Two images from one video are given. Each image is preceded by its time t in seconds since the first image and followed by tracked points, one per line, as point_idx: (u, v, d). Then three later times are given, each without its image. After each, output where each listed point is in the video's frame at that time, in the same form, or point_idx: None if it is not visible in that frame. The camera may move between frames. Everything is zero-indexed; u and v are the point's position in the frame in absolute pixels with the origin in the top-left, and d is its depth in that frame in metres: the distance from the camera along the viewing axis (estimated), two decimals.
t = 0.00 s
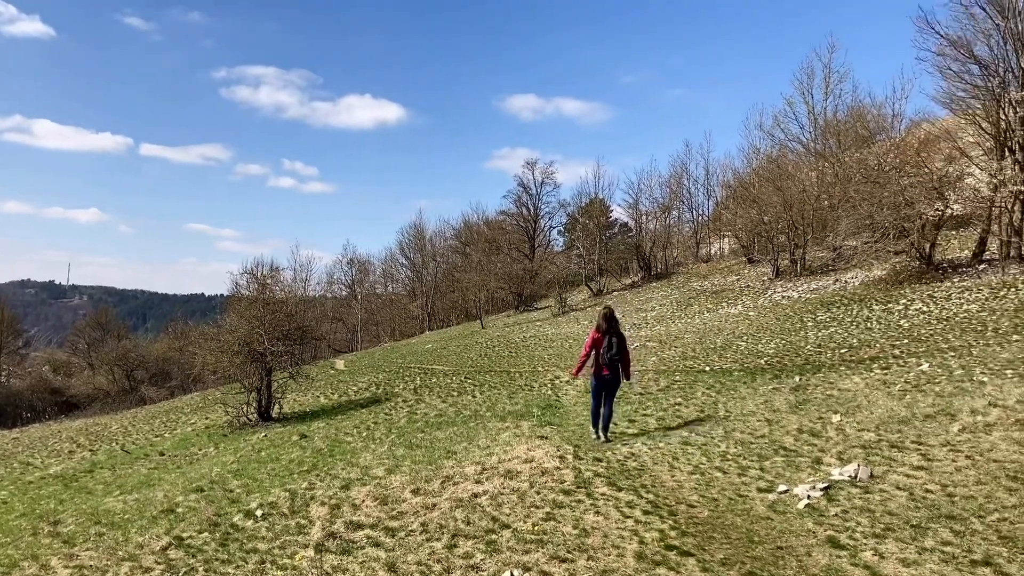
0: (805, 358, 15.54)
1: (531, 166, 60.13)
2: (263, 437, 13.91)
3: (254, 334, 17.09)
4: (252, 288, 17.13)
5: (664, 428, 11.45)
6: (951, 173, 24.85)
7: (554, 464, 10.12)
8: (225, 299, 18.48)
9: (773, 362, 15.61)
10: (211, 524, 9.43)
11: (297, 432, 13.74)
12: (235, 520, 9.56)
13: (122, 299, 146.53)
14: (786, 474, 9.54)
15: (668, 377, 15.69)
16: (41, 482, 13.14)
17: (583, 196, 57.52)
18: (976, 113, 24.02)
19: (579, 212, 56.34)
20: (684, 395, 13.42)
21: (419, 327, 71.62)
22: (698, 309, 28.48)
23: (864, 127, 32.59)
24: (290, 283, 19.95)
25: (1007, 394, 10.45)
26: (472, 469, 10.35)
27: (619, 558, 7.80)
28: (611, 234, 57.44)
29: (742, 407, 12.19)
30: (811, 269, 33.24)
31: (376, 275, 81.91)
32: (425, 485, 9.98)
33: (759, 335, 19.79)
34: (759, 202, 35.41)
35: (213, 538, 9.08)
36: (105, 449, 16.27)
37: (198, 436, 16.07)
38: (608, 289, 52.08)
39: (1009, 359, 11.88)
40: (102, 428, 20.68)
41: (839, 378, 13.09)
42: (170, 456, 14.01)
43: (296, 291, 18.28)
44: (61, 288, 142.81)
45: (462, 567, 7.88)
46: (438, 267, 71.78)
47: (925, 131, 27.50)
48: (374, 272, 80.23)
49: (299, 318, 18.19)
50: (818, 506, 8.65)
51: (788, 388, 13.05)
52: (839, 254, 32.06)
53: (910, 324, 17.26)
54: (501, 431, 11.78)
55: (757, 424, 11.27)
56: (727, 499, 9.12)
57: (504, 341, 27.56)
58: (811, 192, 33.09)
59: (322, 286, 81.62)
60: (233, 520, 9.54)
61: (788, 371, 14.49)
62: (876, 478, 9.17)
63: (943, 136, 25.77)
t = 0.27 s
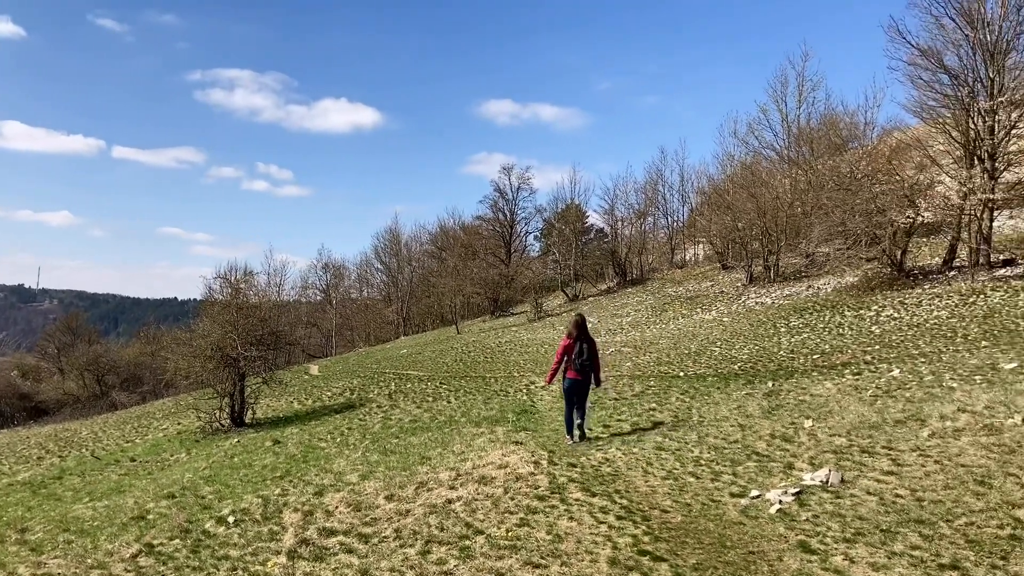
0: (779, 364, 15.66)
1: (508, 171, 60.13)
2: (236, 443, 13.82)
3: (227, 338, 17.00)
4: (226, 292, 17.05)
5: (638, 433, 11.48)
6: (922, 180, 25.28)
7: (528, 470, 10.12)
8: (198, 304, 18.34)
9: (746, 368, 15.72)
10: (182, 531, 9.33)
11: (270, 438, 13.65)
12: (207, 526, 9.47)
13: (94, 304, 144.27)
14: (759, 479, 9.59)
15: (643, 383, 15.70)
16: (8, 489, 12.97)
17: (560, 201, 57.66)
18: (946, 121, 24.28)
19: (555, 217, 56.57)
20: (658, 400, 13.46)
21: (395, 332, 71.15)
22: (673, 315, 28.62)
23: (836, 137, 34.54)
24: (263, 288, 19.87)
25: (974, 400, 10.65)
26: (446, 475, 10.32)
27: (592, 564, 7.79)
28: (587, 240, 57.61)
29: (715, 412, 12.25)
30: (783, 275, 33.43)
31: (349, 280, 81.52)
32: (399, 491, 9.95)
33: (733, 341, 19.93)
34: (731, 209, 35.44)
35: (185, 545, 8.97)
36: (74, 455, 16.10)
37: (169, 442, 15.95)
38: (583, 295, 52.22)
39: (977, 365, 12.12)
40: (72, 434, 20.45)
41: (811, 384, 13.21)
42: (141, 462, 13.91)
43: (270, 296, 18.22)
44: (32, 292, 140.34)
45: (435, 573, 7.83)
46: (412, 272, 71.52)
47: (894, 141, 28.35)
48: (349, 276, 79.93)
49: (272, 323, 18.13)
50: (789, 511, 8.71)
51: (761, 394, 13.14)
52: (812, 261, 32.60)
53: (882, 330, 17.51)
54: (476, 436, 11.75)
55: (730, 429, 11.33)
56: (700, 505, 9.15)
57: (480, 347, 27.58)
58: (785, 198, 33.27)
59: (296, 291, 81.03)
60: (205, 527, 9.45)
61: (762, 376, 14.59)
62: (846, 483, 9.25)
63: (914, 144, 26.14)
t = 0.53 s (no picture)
0: (751, 370, 15.78)
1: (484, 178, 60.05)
2: (208, 450, 13.76)
3: (200, 344, 16.98)
4: (198, 297, 17.02)
5: (611, 439, 11.51)
6: (892, 189, 25.85)
7: (502, 476, 10.11)
8: (170, 310, 18.24)
9: (719, 374, 15.82)
10: (152, 539, 9.22)
11: (243, 445, 13.60)
12: (177, 534, 9.37)
13: (63, 309, 142.09)
14: (730, 485, 9.64)
15: (617, 389, 15.70)
16: None
17: (535, 208, 57.75)
18: (915, 132, 24.68)
19: (530, 224, 56.85)
20: (632, 406, 13.50)
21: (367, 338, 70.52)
22: (647, 321, 28.78)
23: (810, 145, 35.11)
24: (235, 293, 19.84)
25: (942, 406, 10.85)
26: (419, 482, 10.28)
27: (564, 572, 7.77)
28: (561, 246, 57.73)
29: (688, 418, 12.31)
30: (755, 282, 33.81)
31: (322, 285, 80.95)
32: (372, 499, 9.90)
33: (706, 347, 20.08)
34: (706, 216, 35.84)
35: (154, 553, 8.86)
36: (42, 463, 15.96)
37: (140, 449, 15.88)
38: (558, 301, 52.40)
39: (946, 373, 12.36)
40: (39, 441, 20.18)
41: (783, 391, 13.33)
42: (111, 470, 13.83)
43: (243, 302, 18.24)
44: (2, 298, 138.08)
45: None
46: (386, 278, 71.16)
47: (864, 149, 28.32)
48: (321, 283, 79.33)
49: (245, 329, 18.15)
50: (760, 518, 8.75)
51: (734, 400, 13.21)
52: (784, 268, 33.33)
53: (853, 337, 17.74)
54: (449, 443, 11.73)
55: (703, 435, 11.39)
56: (672, 511, 9.17)
57: (454, 353, 27.59)
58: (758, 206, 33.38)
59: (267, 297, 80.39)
60: (175, 535, 9.35)
61: (734, 383, 14.68)
62: (817, 489, 9.32)
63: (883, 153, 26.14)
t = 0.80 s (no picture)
0: (724, 377, 15.88)
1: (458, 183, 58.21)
2: (179, 457, 13.68)
3: (171, 350, 16.93)
4: (169, 303, 16.97)
5: (585, 446, 11.54)
6: (862, 198, 26.18)
7: (475, 483, 10.10)
8: (140, 315, 18.12)
9: (692, 381, 15.90)
10: (120, 548, 9.09)
11: (214, 452, 13.52)
12: (146, 542, 9.25)
13: (31, 314, 139.61)
14: (702, 491, 9.68)
15: (591, 395, 15.70)
16: None
17: (510, 213, 57.78)
18: (886, 141, 25.35)
19: (504, 230, 56.90)
20: (606, 413, 13.52)
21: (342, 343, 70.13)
22: (621, 328, 28.88)
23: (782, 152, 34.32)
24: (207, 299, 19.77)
25: (911, 413, 11.05)
26: (392, 489, 10.23)
27: None
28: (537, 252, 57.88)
29: (661, 425, 12.35)
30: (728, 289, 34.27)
31: (296, 290, 80.23)
32: (344, 506, 9.85)
33: (679, 354, 20.18)
34: (679, 223, 36.08)
35: (122, 562, 8.73)
36: (7, 471, 15.81)
37: (109, 456, 15.79)
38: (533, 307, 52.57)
39: (915, 380, 12.59)
40: (6, 449, 19.90)
41: (755, 398, 13.45)
42: (79, 477, 13.74)
43: (215, 307, 18.21)
44: None
45: None
46: (360, 283, 70.71)
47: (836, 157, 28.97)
48: (295, 288, 78.54)
49: (217, 335, 18.13)
50: (731, 524, 8.79)
51: (706, 407, 13.30)
52: (756, 275, 33.26)
53: (824, 344, 18.00)
54: (423, 450, 11.70)
55: (675, 442, 11.44)
56: (645, 517, 9.18)
57: (428, 360, 27.50)
58: (731, 213, 33.51)
59: (240, 301, 79.48)
60: (144, 543, 9.23)
61: (707, 390, 14.77)
62: (787, 495, 9.37)
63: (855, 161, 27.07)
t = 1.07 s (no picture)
0: (697, 383, 15.98)
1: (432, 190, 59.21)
2: (149, 464, 13.57)
3: (141, 356, 16.84)
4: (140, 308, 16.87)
5: (558, 452, 11.55)
6: (833, 206, 26.60)
7: (448, 490, 10.07)
8: (111, 321, 17.98)
9: (665, 387, 15.99)
10: (87, 557, 8.96)
11: (185, 459, 13.43)
12: (114, 551, 9.13)
13: None
14: (674, 497, 9.70)
15: (565, 401, 15.70)
16: None
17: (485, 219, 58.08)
18: (856, 150, 25.73)
19: (479, 236, 57.10)
20: (579, 419, 13.54)
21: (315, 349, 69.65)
22: (595, 334, 29.02)
23: (755, 160, 34.11)
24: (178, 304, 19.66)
25: (880, 419, 11.23)
26: (364, 496, 10.18)
27: None
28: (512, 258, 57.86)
29: (634, 431, 12.40)
30: (701, 296, 34.29)
31: (269, 296, 79.67)
32: (315, 513, 9.79)
33: (653, 360, 20.31)
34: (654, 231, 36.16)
35: (88, 571, 8.60)
36: None
37: (77, 464, 15.70)
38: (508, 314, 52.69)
39: (885, 387, 12.80)
40: None
41: (727, 404, 13.56)
42: (47, 485, 13.62)
43: (186, 313, 18.14)
44: None
45: None
46: (334, 288, 70.27)
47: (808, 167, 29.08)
48: (268, 293, 78.05)
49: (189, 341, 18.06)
50: (702, 530, 8.81)
51: (678, 413, 13.37)
52: (728, 282, 33.16)
53: (796, 351, 18.22)
54: (396, 457, 11.65)
55: (648, 448, 11.48)
56: (617, 524, 9.18)
57: (403, 366, 27.48)
58: (704, 221, 33.76)
59: (212, 306, 78.50)
60: (112, 552, 9.11)
61: (680, 396, 14.84)
62: (758, 501, 9.43)
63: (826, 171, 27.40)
